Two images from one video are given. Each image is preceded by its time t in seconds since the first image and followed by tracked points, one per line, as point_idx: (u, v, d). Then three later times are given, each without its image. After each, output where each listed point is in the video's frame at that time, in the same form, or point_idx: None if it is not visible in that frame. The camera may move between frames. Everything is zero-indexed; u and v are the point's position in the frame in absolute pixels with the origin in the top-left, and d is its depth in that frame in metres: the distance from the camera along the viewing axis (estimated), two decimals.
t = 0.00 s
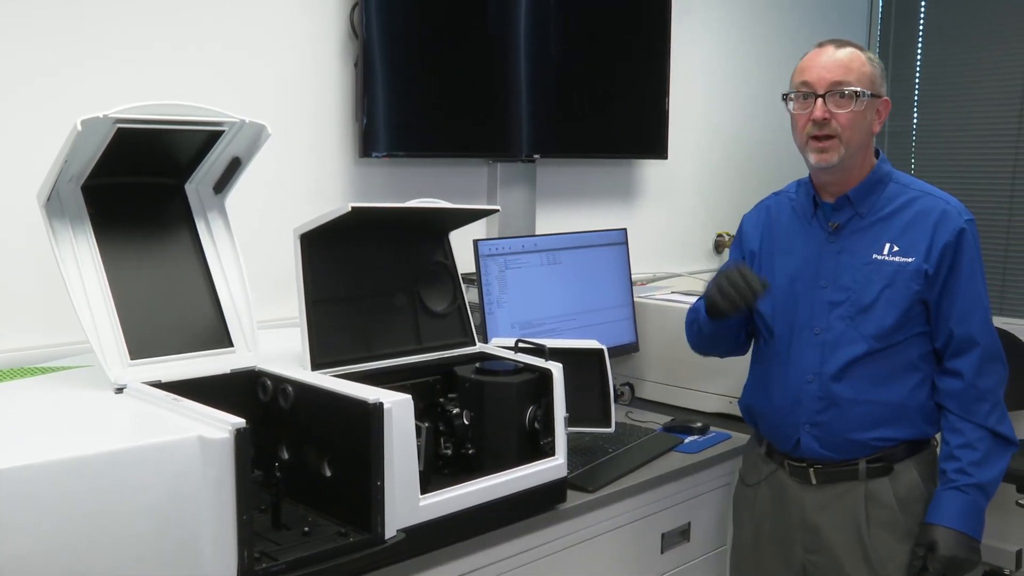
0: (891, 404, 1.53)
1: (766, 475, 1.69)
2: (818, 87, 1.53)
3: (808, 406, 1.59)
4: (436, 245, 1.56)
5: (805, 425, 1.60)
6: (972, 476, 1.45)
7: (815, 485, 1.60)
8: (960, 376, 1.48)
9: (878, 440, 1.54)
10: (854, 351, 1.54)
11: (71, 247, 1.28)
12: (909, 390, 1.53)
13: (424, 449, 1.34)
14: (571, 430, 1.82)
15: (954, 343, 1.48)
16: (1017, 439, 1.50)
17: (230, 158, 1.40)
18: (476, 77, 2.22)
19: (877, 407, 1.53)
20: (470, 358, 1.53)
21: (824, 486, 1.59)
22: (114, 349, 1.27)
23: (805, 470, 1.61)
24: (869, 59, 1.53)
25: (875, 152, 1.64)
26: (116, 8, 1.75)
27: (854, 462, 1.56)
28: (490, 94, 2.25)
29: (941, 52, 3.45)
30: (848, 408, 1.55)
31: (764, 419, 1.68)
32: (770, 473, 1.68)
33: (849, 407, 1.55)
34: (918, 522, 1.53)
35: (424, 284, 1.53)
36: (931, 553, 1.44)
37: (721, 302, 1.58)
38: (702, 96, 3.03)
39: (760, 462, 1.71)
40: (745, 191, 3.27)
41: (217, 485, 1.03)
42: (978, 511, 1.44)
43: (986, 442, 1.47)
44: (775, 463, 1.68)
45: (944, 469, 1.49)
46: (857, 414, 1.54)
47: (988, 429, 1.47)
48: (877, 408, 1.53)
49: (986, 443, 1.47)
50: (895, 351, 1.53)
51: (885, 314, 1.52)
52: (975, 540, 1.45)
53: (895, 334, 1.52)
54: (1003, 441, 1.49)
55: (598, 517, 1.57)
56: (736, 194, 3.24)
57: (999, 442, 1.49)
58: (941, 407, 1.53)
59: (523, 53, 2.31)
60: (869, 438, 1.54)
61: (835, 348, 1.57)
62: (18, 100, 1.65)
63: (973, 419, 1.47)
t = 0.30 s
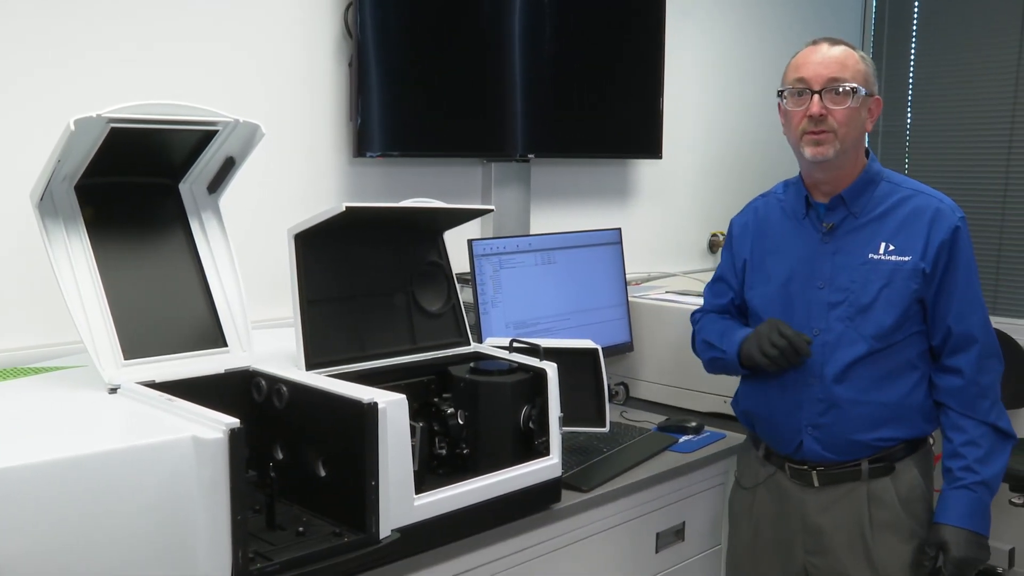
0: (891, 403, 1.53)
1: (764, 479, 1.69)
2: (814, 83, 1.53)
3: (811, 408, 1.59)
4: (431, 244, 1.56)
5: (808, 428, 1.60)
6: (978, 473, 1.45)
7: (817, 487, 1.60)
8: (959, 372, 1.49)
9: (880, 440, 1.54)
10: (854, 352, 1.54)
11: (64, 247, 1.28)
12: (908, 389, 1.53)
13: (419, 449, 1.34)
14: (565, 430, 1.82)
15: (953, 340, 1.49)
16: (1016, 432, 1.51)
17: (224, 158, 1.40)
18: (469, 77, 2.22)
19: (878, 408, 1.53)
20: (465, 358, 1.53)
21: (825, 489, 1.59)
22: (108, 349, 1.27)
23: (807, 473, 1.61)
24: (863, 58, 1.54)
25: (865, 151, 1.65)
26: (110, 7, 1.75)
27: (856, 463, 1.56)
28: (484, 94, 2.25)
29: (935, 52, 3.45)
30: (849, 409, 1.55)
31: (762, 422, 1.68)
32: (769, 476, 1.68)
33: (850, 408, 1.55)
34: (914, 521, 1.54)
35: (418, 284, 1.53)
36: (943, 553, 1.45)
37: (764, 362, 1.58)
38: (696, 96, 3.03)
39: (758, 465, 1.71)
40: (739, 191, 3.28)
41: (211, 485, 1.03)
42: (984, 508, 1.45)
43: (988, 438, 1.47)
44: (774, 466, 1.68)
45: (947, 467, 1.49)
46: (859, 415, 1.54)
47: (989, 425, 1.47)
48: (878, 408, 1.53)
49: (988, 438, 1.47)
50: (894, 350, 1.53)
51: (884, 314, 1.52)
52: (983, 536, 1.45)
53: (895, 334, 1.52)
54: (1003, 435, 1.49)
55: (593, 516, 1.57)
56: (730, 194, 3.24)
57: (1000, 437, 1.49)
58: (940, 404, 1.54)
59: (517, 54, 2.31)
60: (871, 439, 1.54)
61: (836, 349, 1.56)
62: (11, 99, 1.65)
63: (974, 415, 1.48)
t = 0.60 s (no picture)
0: (894, 404, 1.53)
1: (767, 482, 1.69)
2: (814, 83, 1.53)
3: (815, 410, 1.59)
4: (430, 244, 1.56)
5: (812, 430, 1.60)
6: (981, 472, 1.45)
7: (822, 489, 1.60)
8: (961, 371, 1.49)
9: (883, 441, 1.54)
10: (857, 352, 1.54)
11: (64, 247, 1.28)
12: (911, 389, 1.53)
13: (418, 449, 1.34)
14: (564, 430, 1.82)
15: (955, 339, 1.49)
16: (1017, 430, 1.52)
17: (224, 158, 1.40)
18: (469, 77, 2.22)
19: (881, 408, 1.53)
20: (464, 358, 1.53)
21: (830, 491, 1.59)
22: (108, 349, 1.27)
23: (811, 475, 1.61)
24: (862, 57, 1.54)
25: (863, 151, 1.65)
26: (110, 7, 1.75)
27: (861, 464, 1.56)
28: (484, 95, 2.25)
29: (934, 52, 3.45)
30: (853, 410, 1.54)
31: (765, 424, 1.68)
32: (773, 478, 1.68)
33: (853, 409, 1.55)
34: (915, 522, 1.54)
35: (417, 283, 1.52)
36: (944, 551, 1.46)
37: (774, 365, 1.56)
38: (696, 96, 3.03)
39: (761, 467, 1.71)
40: (739, 191, 3.28)
41: (211, 485, 1.03)
42: (987, 506, 1.45)
43: (990, 436, 1.47)
44: (777, 468, 1.68)
45: (949, 466, 1.49)
46: (862, 416, 1.54)
47: (991, 423, 1.48)
48: (881, 408, 1.53)
49: (991, 437, 1.47)
50: (896, 350, 1.53)
51: (886, 314, 1.52)
52: (984, 535, 1.46)
53: (897, 334, 1.52)
54: (1004, 433, 1.50)
55: (593, 516, 1.58)
56: (730, 195, 3.24)
57: (1002, 435, 1.50)
58: (941, 403, 1.54)
59: (517, 54, 2.31)
60: (875, 440, 1.54)
61: (839, 350, 1.56)
62: (11, 99, 1.65)
63: (976, 414, 1.48)
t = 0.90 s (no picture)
0: (895, 405, 1.53)
1: (767, 480, 1.69)
2: (806, 91, 1.52)
3: (815, 409, 1.59)
4: (431, 244, 1.56)
5: (811, 429, 1.60)
6: (981, 476, 1.45)
7: (819, 489, 1.60)
8: (963, 374, 1.49)
9: (884, 442, 1.54)
10: (859, 353, 1.54)
11: (64, 247, 1.28)
12: (913, 390, 1.53)
13: (419, 449, 1.34)
14: (564, 430, 1.82)
15: (958, 342, 1.49)
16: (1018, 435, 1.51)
17: (223, 158, 1.40)
18: (469, 78, 2.22)
19: (882, 409, 1.53)
20: (464, 358, 1.53)
21: (829, 490, 1.59)
22: (108, 349, 1.27)
23: (809, 474, 1.61)
24: (857, 59, 1.51)
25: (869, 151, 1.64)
26: (110, 7, 1.75)
27: (860, 464, 1.56)
28: (484, 95, 2.25)
29: (934, 52, 3.45)
30: (854, 410, 1.54)
31: (765, 423, 1.68)
32: (772, 477, 1.68)
33: (853, 410, 1.55)
34: (915, 522, 1.54)
35: (418, 283, 1.53)
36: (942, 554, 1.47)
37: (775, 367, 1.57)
38: (696, 96, 3.03)
39: (761, 466, 1.71)
40: (739, 191, 3.28)
41: (211, 484, 1.03)
42: (986, 510, 1.45)
43: (992, 440, 1.47)
44: (777, 467, 1.68)
45: (950, 469, 1.49)
46: (862, 416, 1.54)
47: (992, 427, 1.47)
48: (881, 409, 1.53)
49: (992, 441, 1.47)
50: (898, 352, 1.53)
51: (888, 315, 1.52)
52: (984, 540, 1.46)
53: (899, 335, 1.52)
54: (1006, 438, 1.49)
55: (593, 516, 1.58)
56: (730, 195, 3.24)
57: (1003, 439, 1.49)
58: (943, 406, 1.54)
59: (517, 54, 2.31)
60: (875, 441, 1.54)
61: (840, 350, 1.56)
62: (11, 100, 1.65)
63: (978, 417, 1.48)
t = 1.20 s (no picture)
0: (888, 406, 1.52)
1: (763, 475, 1.69)
2: (789, 98, 1.52)
3: (804, 406, 1.59)
4: (431, 244, 1.56)
5: (800, 426, 1.60)
6: (972, 483, 1.45)
7: (811, 486, 1.60)
8: (960, 380, 1.48)
9: (872, 442, 1.54)
10: (852, 352, 1.54)
11: (64, 247, 1.28)
12: (907, 392, 1.52)
13: (419, 450, 1.34)
14: (564, 430, 1.82)
15: (955, 348, 1.48)
16: (1017, 444, 1.50)
17: (223, 158, 1.40)
18: (470, 77, 2.22)
19: (874, 409, 1.53)
20: (464, 358, 1.53)
21: (818, 487, 1.59)
22: (108, 349, 1.27)
23: (800, 471, 1.61)
24: (842, 65, 1.50)
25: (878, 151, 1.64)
26: (110, 7, 1.75)
27: (849, 464, 1.56)
28: (484, 95, 2.25)
29: (935, 52, 3.45)
30: (844, 409, 1.55)
31: (761, 419, 1.69)
32: (767, 472, 1.68)
33: (844, 409, 1.55)
34: (911, 523, 1.53)
35: (418, 283, 1.53)
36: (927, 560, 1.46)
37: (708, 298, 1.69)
38: (696, 97, 3.03)
39: (757, 462, 1.71)
40: (739, 191, 3.28)
41: (211, 484, 1.03)
42: (976, 518, 1.45)
43: (986, 448, 1.46)
44: (772, 463, 1.68)
45: (943, 475, 1.49)
46: (852, 416, 1.54)
47: (987, 434, 1.47)
48: (873, 410, 1.53)
49: (987, 449, 1.46)
50: (894, 353, 1.52)
51: (883, 317, 1.51)
52: (973, 548, 1.45)
53: (894, 337, 1.51)
54: (1001, 446, 1.48)
55: (593, 517, 1.57)
56: (731, 195, 3.24)
57: (999, 448, 1.48)
58: (941, 412, 1.53)
59: (517, 54, 2.31)
60: (864, 441, 1.54)
61: (833, 348, 1.56)
62: (11, 100, 1.65)
63: (972, 424, 1.47)
